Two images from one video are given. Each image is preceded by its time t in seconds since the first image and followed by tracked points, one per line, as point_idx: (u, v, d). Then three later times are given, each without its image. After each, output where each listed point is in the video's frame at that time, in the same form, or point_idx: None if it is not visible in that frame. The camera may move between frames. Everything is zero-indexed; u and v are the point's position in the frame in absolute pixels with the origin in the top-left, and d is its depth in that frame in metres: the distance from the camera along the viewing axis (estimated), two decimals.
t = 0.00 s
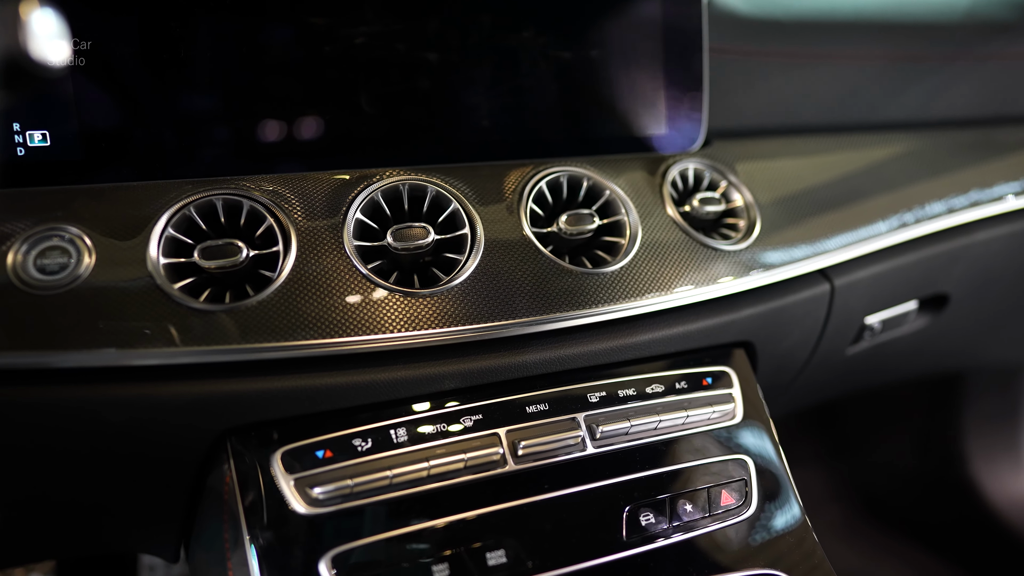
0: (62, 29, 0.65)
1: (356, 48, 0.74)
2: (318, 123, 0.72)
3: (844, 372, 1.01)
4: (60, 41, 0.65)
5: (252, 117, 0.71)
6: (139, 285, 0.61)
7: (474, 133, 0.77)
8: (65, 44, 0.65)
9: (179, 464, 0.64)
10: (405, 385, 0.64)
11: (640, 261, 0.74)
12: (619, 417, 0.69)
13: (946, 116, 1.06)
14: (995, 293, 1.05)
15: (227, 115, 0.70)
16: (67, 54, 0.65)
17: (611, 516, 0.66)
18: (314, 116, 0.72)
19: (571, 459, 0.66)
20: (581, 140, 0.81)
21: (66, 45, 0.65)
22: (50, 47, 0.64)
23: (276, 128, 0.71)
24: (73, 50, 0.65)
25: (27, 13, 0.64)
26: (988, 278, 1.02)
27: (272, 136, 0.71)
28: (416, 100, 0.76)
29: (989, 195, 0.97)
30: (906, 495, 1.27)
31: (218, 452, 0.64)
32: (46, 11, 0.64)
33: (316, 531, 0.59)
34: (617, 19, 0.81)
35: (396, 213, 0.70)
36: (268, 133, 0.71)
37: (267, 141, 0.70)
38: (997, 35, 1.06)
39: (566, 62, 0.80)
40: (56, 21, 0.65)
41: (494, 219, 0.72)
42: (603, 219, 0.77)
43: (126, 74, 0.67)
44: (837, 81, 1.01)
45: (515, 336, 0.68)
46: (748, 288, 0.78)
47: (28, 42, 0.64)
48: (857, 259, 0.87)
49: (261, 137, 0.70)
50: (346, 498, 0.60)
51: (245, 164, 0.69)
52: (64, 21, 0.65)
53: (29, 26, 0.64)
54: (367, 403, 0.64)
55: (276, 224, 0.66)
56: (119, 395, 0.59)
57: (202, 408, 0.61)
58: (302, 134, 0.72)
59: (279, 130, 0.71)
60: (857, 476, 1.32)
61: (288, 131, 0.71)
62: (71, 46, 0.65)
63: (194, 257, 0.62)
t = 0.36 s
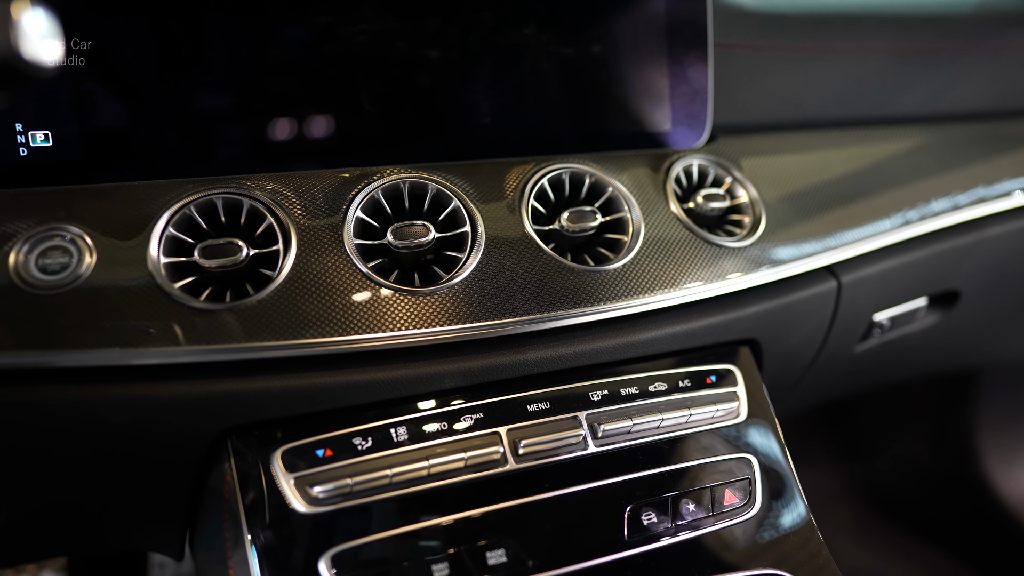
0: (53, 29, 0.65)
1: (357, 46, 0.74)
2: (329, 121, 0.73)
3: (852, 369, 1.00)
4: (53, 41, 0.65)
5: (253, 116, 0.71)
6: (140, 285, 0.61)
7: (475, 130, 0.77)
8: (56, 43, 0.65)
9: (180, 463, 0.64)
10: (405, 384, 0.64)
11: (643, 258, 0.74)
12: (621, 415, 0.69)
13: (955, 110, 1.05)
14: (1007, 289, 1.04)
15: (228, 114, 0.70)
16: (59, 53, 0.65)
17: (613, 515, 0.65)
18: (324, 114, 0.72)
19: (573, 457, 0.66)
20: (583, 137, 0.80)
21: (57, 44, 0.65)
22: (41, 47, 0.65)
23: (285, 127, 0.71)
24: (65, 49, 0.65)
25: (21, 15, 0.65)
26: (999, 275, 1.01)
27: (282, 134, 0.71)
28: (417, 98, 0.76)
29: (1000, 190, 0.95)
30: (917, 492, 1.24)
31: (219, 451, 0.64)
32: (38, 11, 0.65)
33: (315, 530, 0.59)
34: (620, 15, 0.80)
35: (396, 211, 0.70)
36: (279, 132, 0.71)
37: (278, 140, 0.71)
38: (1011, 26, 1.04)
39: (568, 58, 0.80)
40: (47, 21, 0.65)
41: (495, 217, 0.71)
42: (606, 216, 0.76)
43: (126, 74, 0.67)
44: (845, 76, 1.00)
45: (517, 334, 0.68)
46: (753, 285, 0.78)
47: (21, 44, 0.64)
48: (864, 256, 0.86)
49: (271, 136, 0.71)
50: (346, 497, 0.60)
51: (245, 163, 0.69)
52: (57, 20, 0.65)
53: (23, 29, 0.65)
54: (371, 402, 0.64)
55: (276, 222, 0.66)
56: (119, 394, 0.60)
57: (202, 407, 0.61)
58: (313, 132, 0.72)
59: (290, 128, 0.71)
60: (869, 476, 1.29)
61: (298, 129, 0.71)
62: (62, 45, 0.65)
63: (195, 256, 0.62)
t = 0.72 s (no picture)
0: (49, 29, 0.65)
1: (358, 44, 0.73)
2: (340, 120, 0.73)
3: (863, 366, 0.98)
4: (50, 41, 0.65)
5: (256, 116, 0.71)
6: (143, 284, 0.61)
7: (479, 127, 0.77)
8: (53, 43, 0.65)
9: (184, 460, 0.64)
10: (406, 382, 0.64)
11: (647, 256, 0.73)
12: (624, 414, 0.68)
13: (965, 104, 1.03)
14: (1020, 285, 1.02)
15: (231, 114, 0.70)
16: (56, 53, 0.65)
17: (616, 515, 0.65)
18: (335, 113, 0.73)
19: (576, 456, 0.66)
20: (588, 134, 0.80)
21: (54, 44, 0.65)
22: (37, 48, 0.65)
23: (297, 125, 0.72)
24: (63, 50, 0.65)
25: (15, 15, 0.65)
26: (1012, 271, 0.99)
27: (293, 133, 0.71)
28: (420, 95, 0.75)
29: (1014, 185, 0.94)
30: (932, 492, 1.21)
31: (222, 449, 0.64)
32: (33, 11, 0.65)
33: (317, 529, 0.59)
34: (624, 11, 0.79)
35: (399, 210, 0.70)
36: (290, 131, 0.71)
37: (289, 138, 0.71)
38: None
39: (572, 54, 0.79)
40: (43, 21, 0.65)
41: (497, 215, 0.71)
42: (610, 213, 0.76)
43: (128, 74, 0.67)
44: (855, 70, 0.98)
45: (519, 332, 0.67)
46: (759, 282, 0.77)
47: (16, 44, 0.64)
48: (874, 252, 0.85)
49: (282, 135, 0.71)
50: (347, 496, 0.60)
51: (249, 163, 0.70)
52: (54, 20, 0.65)
53: (18, 29, 0.65)
54: (379, 400, 0.64)
55: (279, 222, 0.66)
56: (122, 393, 0.60)
57: (205, 405, 0.61)
58: (324, 131, 0.72)
59: (301, 127, 0.72)
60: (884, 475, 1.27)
61: (308, 128, 0.72)
62: (59, 45, 0.65)
63: (197, 255, 0.62)
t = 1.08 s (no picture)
0: (47, 31, 0.65)
1: (362, 42, 0.73)
2: (351, 118, 0.73)
3: (873, 366, 0.97)
4: (48, 43, 0.65)
5: (260, 115, 0.71)
6: (147, 283, 0.62)
7: (483, 125, 0.76)
8: (51, 45, 0.65)
9: (189, 458, 0.64)
10: (409, 382, 0.64)
11: (652, 255, 0.73)
12: (629, 414, 0.68)
13: (980, 98, 1.02)
14: None
15: (233, 113, 0.70)
16: (55, 54, 0.65)
17: (619, 515, 0.65)
18: (346, 111, 0.73)
19: (580, 456, 0.65)
20: (593, 132, 0.79)
21: (53, 45, 0.65)
22: (36, 50, 0.64)
23: (308, 124, 0.72)
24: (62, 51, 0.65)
25: (11, 16, 0.64)
26: None
27: (304, 131, 0.72)
28: (424, 94, 0.75)
29: None
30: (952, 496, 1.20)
31: (226, 446, 0.64)
32: (30, 13, 0.64)
33: (320, 528, 0.59)
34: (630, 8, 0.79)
35: (403, 208, 0.70)
36: (301, 129, 0.72)
37: (301, 137, 0.71)
38: None
39: (577, 51, 0.79)
40: (40, 23, 0.65)
41: (501, 213, 0.71)
42: (615, 211, 0.75)
43: (130, 74, 0.67)
44: (865, 65, 0.97)
45: (523, 331, 0.67)
46: (766, 280, 0.76)
47: (13, 46, 0.63)
48: (884, 250, 0.84)
49: (294, 134, 0.71)
50: (350, 495, 0.60)
51: (253, 162, 0.70)
52: (52, 21, 0.65)
53: (14, 30, 0.64)
54: (389, 397, 0.64)
55: (282, 221, 0.66)
56: (127, 392, 0.60)
57: (209, 404, 0.62)
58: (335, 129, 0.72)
59: (312, 125, 0.72)
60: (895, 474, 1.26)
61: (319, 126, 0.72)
62: (58, 47, 0.65)
63: (201, 254, 0.62)
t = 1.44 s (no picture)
0: (47, 33, 0.65)
1: (365, 42, 0.73)
2: (361, 118, 0.73)
3: (882, 366, 0.96)
4: (48, 46, 0.65)
5: (264, 115, 0.71)
6: (151, 283, 0.62)
7: (487, 124, 0.76)
8: (50, 47, 0.66)
9: (193, 457, 0.65)
10: (411, 382, 0.64)
11: (656, 255, 0.72)
12: (632, 414, 0.67)
13: (996, 93, 1.00)
14: None
15: (236, 113, 0.71)
16: (55, 57, 0.66)
17: (620, 516, 0.65)
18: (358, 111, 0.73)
19: (582, 457, 0.65)
20: (597, 131, 0.79)
21: (52, 48, 0.66)
22: (37, 53, 0.65)
23: (318, 123, 0.72)
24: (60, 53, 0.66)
25: (15, 23, 0.66)
26: None
27: (315, 130, 0.72)
28: (427, 93, 0.75)
29: None
30: (965, 497, 1.18)
31: (231, 446, 0.64)
32: (30, 17, 0.66)
33: (321, 528, 0.59)
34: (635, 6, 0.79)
35: (405, 208, 0.70)
36: (311, 128, 0.72)
37: (311, 136, 0.72)
38: None
39: (581, 49, 0.79)
40: (40, 25, 0.65)
41: (503, 213, 0.71)
42: (619, 211, 0.75)
43: (132, 74, 0.68)
44: (876, 61, 0.96)
45: (525, 331, 0.67)
46: (771, 280, 0.75)
47: (16, 51, 0.65)
48: (893, 249, 0.83)
49: (304, 133, 0.72)
50: (351, 495, 0.60)
51: (257, 162, 0.70)
52: (50, 23, 0.65)
53: (18, 36, 0.66)
54: (392, 397, 0.64)
55: (285, 221, 0.66)
56: (131, 391, 0.61)
57: (212, 404, 0.62)
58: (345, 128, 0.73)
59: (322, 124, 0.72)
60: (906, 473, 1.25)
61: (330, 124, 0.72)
62: (57, 49, 0.66)
63: (204, 255, 0.63)
